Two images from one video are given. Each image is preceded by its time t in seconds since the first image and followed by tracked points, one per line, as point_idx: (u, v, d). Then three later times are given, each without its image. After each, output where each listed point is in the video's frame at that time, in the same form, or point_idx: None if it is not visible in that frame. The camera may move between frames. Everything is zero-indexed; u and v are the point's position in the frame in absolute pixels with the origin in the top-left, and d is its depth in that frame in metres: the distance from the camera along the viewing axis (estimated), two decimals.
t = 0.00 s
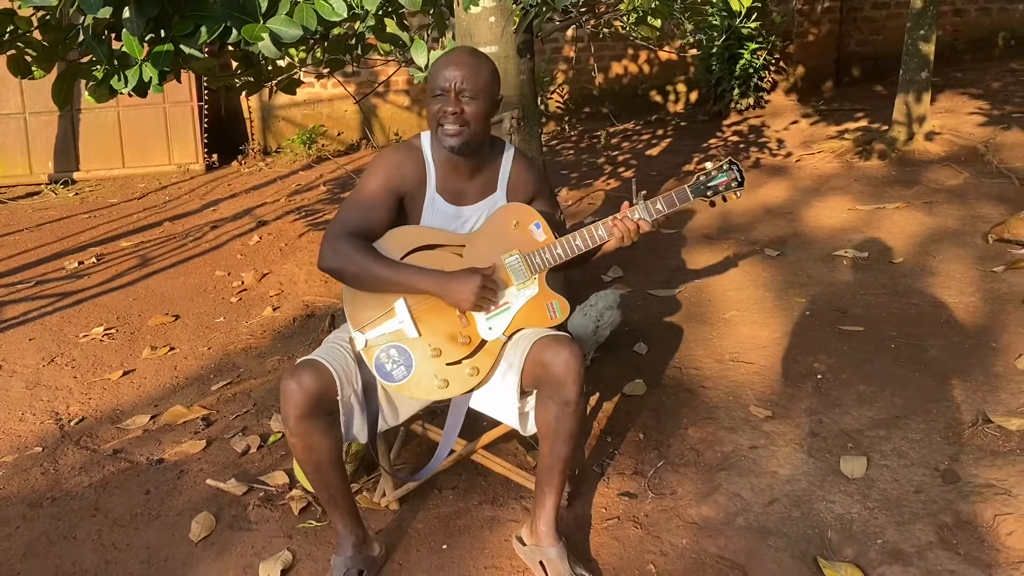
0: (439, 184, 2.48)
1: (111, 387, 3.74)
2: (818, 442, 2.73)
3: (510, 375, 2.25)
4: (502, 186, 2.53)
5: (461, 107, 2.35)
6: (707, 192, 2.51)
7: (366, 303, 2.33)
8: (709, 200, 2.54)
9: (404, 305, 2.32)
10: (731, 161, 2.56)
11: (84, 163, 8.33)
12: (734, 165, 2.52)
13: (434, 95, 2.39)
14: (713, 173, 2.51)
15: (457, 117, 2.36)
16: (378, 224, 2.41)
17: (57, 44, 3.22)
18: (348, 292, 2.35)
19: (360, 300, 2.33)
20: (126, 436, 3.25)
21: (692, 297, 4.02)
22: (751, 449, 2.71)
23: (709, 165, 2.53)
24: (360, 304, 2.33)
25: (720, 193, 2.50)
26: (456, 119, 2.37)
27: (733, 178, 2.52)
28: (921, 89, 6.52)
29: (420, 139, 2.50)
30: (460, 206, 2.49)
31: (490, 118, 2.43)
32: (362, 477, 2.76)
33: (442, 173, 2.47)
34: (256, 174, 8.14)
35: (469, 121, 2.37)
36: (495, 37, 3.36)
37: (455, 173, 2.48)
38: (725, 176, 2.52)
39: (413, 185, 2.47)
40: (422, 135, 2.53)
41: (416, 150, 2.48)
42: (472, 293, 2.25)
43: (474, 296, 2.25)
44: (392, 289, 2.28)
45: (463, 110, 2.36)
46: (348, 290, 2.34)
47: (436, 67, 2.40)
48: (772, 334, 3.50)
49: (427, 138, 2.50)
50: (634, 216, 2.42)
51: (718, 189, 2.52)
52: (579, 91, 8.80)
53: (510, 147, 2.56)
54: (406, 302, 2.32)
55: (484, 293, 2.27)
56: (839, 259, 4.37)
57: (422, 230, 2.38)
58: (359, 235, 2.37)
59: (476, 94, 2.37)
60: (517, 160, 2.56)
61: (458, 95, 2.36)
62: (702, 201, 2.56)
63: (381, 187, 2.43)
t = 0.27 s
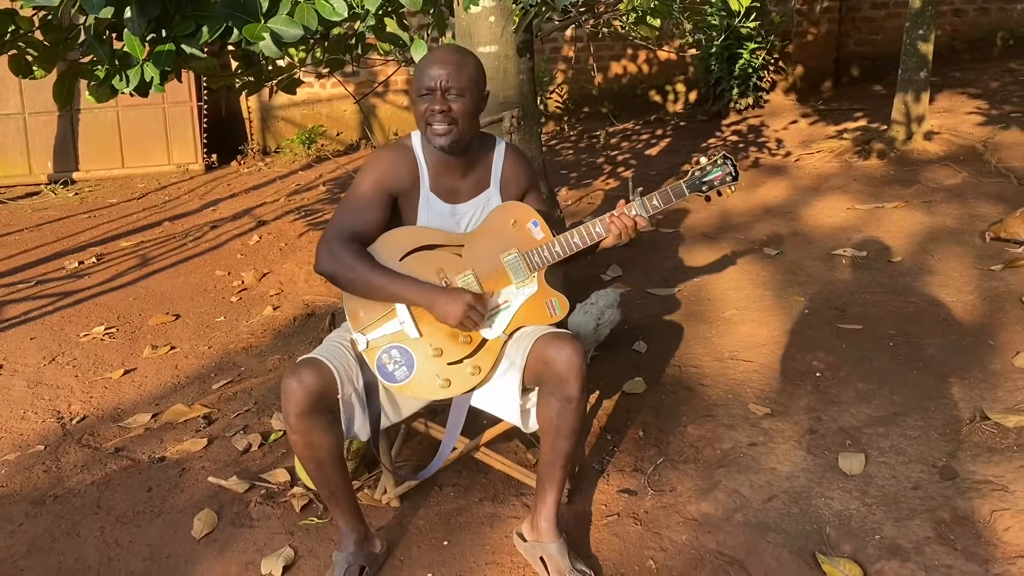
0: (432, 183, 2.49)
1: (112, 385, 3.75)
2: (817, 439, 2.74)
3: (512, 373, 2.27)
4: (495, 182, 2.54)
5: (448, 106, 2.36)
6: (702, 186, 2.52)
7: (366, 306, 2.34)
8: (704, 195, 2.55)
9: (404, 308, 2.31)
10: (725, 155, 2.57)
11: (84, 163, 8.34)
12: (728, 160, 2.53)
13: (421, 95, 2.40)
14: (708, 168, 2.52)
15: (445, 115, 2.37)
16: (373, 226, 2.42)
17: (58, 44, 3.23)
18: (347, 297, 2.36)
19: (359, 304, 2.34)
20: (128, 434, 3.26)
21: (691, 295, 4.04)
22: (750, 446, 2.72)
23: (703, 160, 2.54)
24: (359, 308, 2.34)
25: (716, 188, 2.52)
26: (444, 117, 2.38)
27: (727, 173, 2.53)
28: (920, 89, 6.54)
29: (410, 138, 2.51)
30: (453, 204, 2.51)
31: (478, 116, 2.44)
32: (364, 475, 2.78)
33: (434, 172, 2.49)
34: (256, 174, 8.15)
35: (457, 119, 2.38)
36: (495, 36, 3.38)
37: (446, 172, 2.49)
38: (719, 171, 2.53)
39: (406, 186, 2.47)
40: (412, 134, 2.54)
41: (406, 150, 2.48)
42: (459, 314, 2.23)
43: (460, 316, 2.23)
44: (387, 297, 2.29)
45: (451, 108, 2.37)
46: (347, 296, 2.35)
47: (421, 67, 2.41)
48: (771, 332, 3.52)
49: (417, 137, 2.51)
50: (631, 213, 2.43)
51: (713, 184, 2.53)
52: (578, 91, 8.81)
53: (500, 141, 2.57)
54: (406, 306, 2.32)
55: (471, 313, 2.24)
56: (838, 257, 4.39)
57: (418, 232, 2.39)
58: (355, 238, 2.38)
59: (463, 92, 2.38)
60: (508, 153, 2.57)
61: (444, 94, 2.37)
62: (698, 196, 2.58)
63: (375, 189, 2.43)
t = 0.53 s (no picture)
0: (432, 182, 2.51)
1: (116, 383, 3.77)
2: (817, 435, 2.76)
3: (514, 369, 2.29)
4: (494, 180, 2.56)
5: (448, 105, 2.38)
6: (699, 180, 2.55)
7: (369, 305, 2.36)
8: (701, 188, 2.58)
9: (407, 304, 2.34)
10: (722, 148, 2.59)
11: (86, 163, 8.36)
12: (725, 154, 2.55)
13: (420, 95, 2.42)
14: (705, 162, 2.54)
15: (445, 115, 2.39)
16: (375, 225, 2.44)
17: (63, 44, 3.25)
18: (350, 295, 2.38)
19: (363, 302, 2.36)
20: (132, 431, 3.28)
21: (692, 294, 4.05)
22: (750, 443, 2.74)
23: (700, 155, 2.56)
24: (363, 306, 2.36)
25: (713, 182, 2.55)
26: (444, 117, 2.39)
27: (724, 167, 2.56)
28: (919, 89, 6.55)
29: (410, 138, 2.53)
30: (454, 202, 2.53)
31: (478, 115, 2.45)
32: (367, 472, 2.79)
33: (434, 171, 2.51)
34: (257, 174, 8.17)
35: (457, 118, 2.40)
36: (497, 36, 3.40)
37: (447, 170, 2.51)
38: (716, 165, 2.55)
39: (407, 185, 2.49)
40: (411, 134, 2.56)
41: (407, 149, 2.50)
42: (471, 288, 2.26)
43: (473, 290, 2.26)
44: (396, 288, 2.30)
45: (451, 107, 2.39)
46: (351, 293, 2.38)
47: (420, 67, 2.42)
48: (772, 330, 3.54)
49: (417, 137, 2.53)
50: (630, 208, 2.45)
51: (710, 178, 2.56)
52: (579, 90, 8.82)
53: (499, 139, 2.59)
54: (409, 302, 2.35)
55: (481, 288, 2.28)
56: (838, 256, 4.40)
57: (421, 230, 2.41)
58: (358, 237, 2.40)
59: (462, 91, 2.40)
60: (507, 151, 2.59)
61: (444, 93, 2.38)
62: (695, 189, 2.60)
63: (376, 189, 2.45)
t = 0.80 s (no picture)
0: (438, 177, 2.52)
1: (120, 381, 3.78)
2: (819, 432, 2.77)
3: (517, 365, 2.31)
4: (500, 177, 2.56)
5: (453, 101, 2.38)
6: (704, 179, 2.56)
7: (374, 299, 2.37)
8: (706, 186, 2.59)
9: (412, 299, 2.35)
10: (727, 146, 2.60)
11: (88, 162, 8.37)
12: (731, 152, 2.55)
13: (426, 91, 2.43)
14: (710, 161, 2.55)
15: (450, 111, 2.40)
16: (382, 219, 2.45)
17: (67, 42, 3.25)
18: (355, 288, 2.39)
19: (368, 295, 2.37)
20: (136, 428, 3.30)
21: (694, 291, 4.06)
22: (753, 439, 2.75)
23: (705, 153, 2.57)
24: (368, 299, 2.36)
25: (718, 180, 2.55)
26: (449, 113, 2.40)
27: (729, 165, 2.56)
28: (921, 87, 6.55)
29: (417, 134, 2.54)
30: (460, 198, 2.54)
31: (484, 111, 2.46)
32: (370, 468, 2.80)
33: (441, 167, 2.52)
34: (259, 173, 8.18)
35: (462, 114, 2.40)
36: (499, 34, 3.42)
37: (453, 166, 2.52)
38: (722, 164, 2.56)
39: (414, 180, 2.50)
40: (419, 130, 2.57)
41: (413, 144, 2.51)
42: (479, 282, 2.27)
43: (480, 283, 2.27)
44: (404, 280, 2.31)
45: (456, 103, 2.39)
46: (356, 285, 2.38)
47: (426, 63, 2.43)
48: (774, 328, 3.54)
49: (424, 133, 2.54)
50: (634, 205, 2.46)
51: (715, 176, 2.57)
52: (580, 89, 8.83)
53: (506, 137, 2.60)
54: (413, 296, 2.36)
55: (490, 281, 2.29)
56: (840, 254, 4.41)
57: (426, 225, 2.43)
58: (364, 230, 2.41)
59: (467, 88, 2.40)
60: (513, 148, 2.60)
61: (449, 89, 2.39)
62: (700, 187, 2.61)
63: (383, 183, 2.46)
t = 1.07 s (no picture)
0: (446, 173, 2.52)
1: (124, 377, 3.79)
2: (822, 428, 2.78)
3: (520, 360, 2.32)
4: (508, 172, 2.57)
5: (469, 98, 2.39)
6: (710, 177, 2.56)
7: (378, 293, 2.37)
8: (712, 185, 2.60)
9: (416, 295, 2.36)
10: (734, 146, 2.61)
11: (92, 160, 8.39)
12: (737, 151, 2.56)
13: (439, 90, 2.42)
14: (716, 159, 2.56)
15: (466, 109, 2.40)
16: (389, 214, 2.45)
17: (71, 39, 3.26)
18: (360, 282, 2.39)
19: (374, 290, 2.38)
20: (141, 424, 3.31)
21: (697, 289, 4.07)
22: (755, 435, 2.76)
23: (712, 152, 2.58)
24: (374, 294, 2.37)
25: (724, 179, 2.56)
26: (466, 111, 2.41)
27: (735, 164, 2.56)
28: (924, 85, 6.54)
29: (424, 130, 2.55)
30: (467, 193, 2.54)
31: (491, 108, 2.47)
32: (374, 464, 2.82)
33: (448, 163, 2.52)
34: (262, 171, 8.19)
35: (479, 111, 2.41)
36: (503, 32, 3.43)
37: (461, 162, 2.52)
38: (728, 162, 2.56)
39: (421, 175, 2.51)
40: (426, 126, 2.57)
41: (420, 140, 2.52)
42: (486, 279, 2.29)
43: (488, 278, 2.29)
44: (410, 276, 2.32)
45: (472, 101, 2.40)
46: (362, 279, 2.38)
47: (436, 61, 2.42)
48: (776, 324, 3.55)
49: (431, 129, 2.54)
50: (640, 204, 2.47)
51: (721, 174, 2.57)
52: (583, 87, 8.83)
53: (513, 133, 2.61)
54: (418, 292, 2.37)
55: (496, 280, 2.31)
56: (843, 252, 4.41)
57: (433, 220, 2.43)
58: (371, 225, 2.42)
59: (481, 84, 2.41)
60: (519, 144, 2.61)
61: (464, 87, 2.40)
62: (706, 186, 2.62)
63: (390, 178, 2.46)
